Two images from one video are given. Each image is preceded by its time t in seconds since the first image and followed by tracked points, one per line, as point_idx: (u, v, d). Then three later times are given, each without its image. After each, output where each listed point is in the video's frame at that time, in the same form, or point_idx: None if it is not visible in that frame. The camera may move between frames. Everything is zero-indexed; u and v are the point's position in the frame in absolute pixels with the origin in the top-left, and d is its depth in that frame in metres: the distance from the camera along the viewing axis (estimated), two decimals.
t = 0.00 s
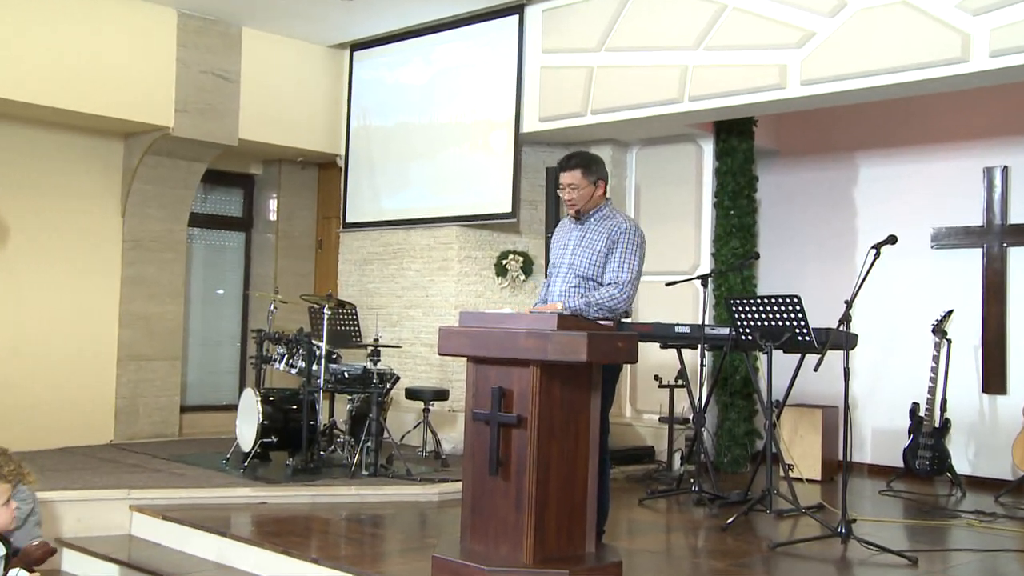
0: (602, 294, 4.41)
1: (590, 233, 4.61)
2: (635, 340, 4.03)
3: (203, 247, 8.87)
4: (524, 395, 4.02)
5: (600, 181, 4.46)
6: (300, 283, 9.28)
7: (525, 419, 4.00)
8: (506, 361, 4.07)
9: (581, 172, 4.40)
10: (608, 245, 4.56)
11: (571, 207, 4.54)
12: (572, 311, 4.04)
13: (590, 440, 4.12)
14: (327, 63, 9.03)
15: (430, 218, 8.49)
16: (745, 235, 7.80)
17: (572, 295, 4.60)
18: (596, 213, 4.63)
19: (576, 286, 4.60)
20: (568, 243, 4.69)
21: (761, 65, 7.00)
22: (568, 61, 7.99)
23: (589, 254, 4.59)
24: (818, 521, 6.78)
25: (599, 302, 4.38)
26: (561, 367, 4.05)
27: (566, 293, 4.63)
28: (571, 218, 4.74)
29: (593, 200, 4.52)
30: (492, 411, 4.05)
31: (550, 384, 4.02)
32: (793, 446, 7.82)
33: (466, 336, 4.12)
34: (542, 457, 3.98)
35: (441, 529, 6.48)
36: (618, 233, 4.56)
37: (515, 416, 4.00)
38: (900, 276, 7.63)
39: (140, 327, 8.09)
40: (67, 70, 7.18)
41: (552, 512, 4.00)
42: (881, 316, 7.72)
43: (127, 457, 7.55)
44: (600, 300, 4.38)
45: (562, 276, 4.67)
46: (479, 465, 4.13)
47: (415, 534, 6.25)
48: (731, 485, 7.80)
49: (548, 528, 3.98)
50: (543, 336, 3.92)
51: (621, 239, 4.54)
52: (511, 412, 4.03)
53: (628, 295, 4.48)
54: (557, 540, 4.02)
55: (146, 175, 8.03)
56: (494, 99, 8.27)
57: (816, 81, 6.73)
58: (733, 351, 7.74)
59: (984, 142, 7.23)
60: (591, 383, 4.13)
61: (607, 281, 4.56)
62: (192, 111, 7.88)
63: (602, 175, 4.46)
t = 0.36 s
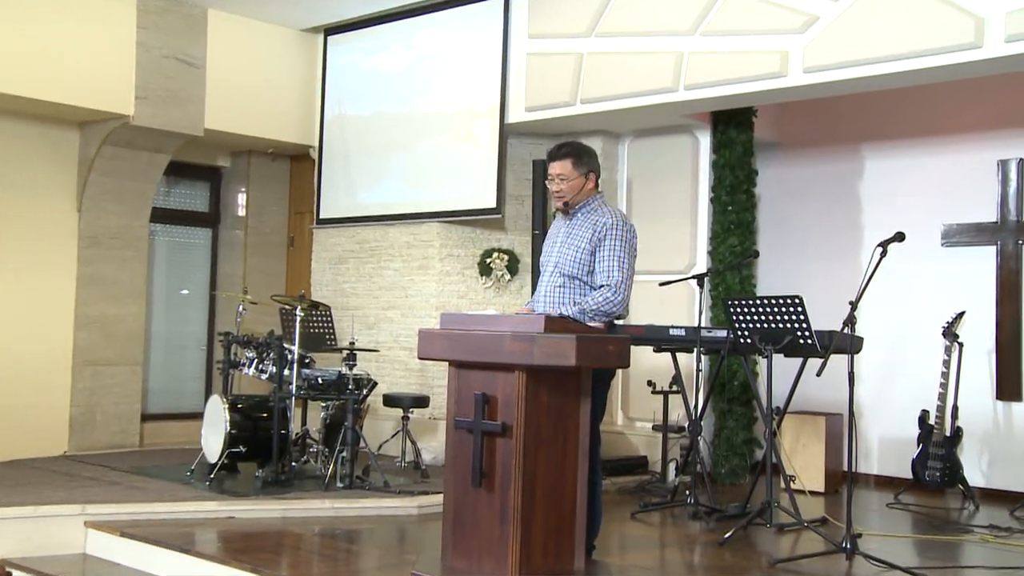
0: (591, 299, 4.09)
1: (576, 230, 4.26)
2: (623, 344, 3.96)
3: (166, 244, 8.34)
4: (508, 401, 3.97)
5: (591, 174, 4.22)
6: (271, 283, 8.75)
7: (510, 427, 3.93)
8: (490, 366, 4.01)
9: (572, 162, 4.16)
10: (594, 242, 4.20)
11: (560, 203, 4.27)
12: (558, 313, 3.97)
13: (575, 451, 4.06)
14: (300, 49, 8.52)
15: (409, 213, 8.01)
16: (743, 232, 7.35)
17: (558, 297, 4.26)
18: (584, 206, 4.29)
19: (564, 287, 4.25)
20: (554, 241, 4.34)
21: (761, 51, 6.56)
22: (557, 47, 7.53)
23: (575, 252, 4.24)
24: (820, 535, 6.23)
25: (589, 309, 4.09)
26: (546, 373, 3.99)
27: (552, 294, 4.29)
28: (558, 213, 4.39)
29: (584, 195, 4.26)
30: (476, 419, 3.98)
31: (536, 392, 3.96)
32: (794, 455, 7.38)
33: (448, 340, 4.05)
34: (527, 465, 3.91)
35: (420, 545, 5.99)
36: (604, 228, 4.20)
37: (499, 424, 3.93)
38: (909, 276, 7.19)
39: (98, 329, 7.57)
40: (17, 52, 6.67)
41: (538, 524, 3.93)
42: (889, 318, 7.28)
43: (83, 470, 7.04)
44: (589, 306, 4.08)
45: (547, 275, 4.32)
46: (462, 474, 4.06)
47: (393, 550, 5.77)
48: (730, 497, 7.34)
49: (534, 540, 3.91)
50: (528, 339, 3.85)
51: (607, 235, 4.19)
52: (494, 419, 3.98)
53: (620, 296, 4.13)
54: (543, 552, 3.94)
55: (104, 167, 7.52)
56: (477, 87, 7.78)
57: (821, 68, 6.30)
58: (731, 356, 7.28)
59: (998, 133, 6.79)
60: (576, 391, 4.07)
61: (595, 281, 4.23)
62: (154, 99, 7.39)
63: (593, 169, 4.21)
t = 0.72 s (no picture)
0: (587, 301, 3.67)
1: (570, 227, 3.85)
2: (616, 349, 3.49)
3: (126, 241, 7.85)
4: (492, 408, 3.46)
5: (585, 167, 3.83)
6: (239, 283, 8.27)
7: (495, 437, 3.43)
8: (473, 372, 3.50)
9: (564, 153, 3.77)
10: (591, 241, 3.80)
11: (551, 200, 3.86)
12: (547, 315, 3.50)
13: (568, 467, 3.56)
14: (273, 37, 8.06)
15: (387, 209, 7.55)
16: (741, 229, 6.92)
17: (548, 299, 3.83)
18: (576, 203, 3.88)
19: (554, 289, 3.82)
20: (544, 238, 3.91)
21: (761, 35, 6.14)
22: (544, 32, 7.08)
23: (569, 250, 3.82)
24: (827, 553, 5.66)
25: (584, 312, 3.66)
26: (535, 379, 3.49)
27: (540, 295, 3.85)
28: (549, 208, 3.97)
29: (577, 190, 3.85)
30: (457, 428, 3.47)
31: (524, 398, 3.46)
32: (796, 466, 6.95)
33: (426, 343, 3.54)
34: (513, 478, 3.41)
35: (398, 562, 5.53)
36: (603, 226, 3.80)
37: (483, 433, 3.43)
38: (917, 276, 6.75)
39: (52, 332, 7.08)
40: None
41: (524, 548, 3.42)
42: (897, 321, 6.85)
43: (33, 483, 6.55)
44: (584, 309, 3.65)
45: (536, 274, 3.89)
46: (441, 491, 3.54)
47: (368, 568, 5.31)
48: (728, 511, 6.90)
49: (519, 566, 3.41)
50: (514, 342, 3.36)
51: (606, 235, 3.78)
52: (478, 428, 3.47)
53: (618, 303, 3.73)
54: None
55: (59, 159, 7.04)
56: (459, 75, 7.33)
57: (823, 56, 5.90)
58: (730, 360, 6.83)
59: (1013, 123, 6.37)
60: (570, 399, 3.58)
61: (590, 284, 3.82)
62: (114, 86, 6.93)
63: (586, 162, 3.83)
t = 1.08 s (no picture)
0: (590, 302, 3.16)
1: (565, 219, 3.35)
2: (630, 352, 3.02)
3: (95, 236, 7.33)
4: (494, 416, 3.01)
5: (577, 155, 3.34)
6: (218, 281, 7.72)
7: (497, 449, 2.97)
8: (472, 377, 3.05)
9: (553, 141, 3.28)
10: (590, 235, 3.30)
11: (542, 195, 3.37)
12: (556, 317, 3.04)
13: (580, 484, 3.09)
14: (256, 17, 7.51)
15: (379, 202, 7.00)
16: (764, 222, 6.37)
17: (544, 301, 3.34)
18: (569, 195, 3.39)
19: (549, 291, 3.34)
20: (535, 233, 3.42)
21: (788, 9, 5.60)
22: (549, 9, 6.53)
23: (565, 246, 3.33)
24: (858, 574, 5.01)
25: (589, 313, 3.14)
26: (543, 385, 3.03)
27: (535, 297, 3.36)
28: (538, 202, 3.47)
29: (570, 181, 3.37)
30: (455, 439, 3.02)
31: (530, 406, 3.00)
32: (823, 480, 6.39)
33: (420, 347, 3.08)
34: (518, 496, 2.95)
35: None
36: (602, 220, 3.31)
37: (484, 443, 2.97)
38: (956, 274, 6.19)
39: (15, 335, 6.54)
40: None
41: None
42: (933, 322, 6.29)
43: None
44: (589, 309, 3.14)
45: (529, 275, 3.40)
46: (438, 509, 3.08)
47: None
48: (751, 529, 6.32)
49: None
50: (517, 345, 2.91)
51: (607, 228, 3.29)
52: (478, 437, 3.01)
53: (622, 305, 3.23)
54: None
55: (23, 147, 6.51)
56: (457, 55, 6.77)
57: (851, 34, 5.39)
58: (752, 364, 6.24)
59: None
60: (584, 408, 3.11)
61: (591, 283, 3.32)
62: (82, 67, 6.41)
63: (579, 148, 3.34)
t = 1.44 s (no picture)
0: (573, 295, 3.00)
1: (532, 212, 3.17)
2: (636, 356, 2.72)
3: (54, 231, 6.80)
4: (494, 428, 2.67)
5: (536, 142, 3.12)
6: (191, 280, 7.19)
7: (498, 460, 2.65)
8: (469, 384, 2.71)
9: (507, 130, 3.06)
10: (561, 227, 3.14)
11: (502, 187, 3.18)
12: (558, 319, 2.73)
13: (583, 502, 2.77)
14: None
15: (367, 193, 6.45)
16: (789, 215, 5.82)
17: (518, 299, 3.16)
18: (531, 186, 3.18)
19: (522, 287, 3.16)
20: (500, 229, 3.23)
21: None
22: None
23: (535, 241, 3.15)
24: None
25: (576, 307, 2.98)
26: (548, 393, 2.71)
27: (508, 297, 3.18)
28: (499, 197, 3.27)
29: (529, 172, 3.15)
30: (452, 451, 2.68)
31: (532, 414, 2.68)
32: (853, 499, 5.82)
33: (411, 351, 2.72)
34: (520, 513, 2.64)
35: None
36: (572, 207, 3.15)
37: (483, 458, 2.64)
38: (1001, 273, 5.63)
39: None
40: None
41: None
42: (975, 326, 5.73)
43: None
44: (575, 303, 2.98)
45: (498, 274, 3.21)
46: (431, 529, 2.73)
47: None
48: (776, 551, 5.71)
49: None
50: (519, 351, 2.59)
51: (577, 217, 3.14)
52: (475, 451, 2.68)
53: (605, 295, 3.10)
54: None
55: None
56: (453, 34, 6.20)
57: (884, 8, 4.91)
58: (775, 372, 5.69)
59: None
60: (587, 417, 2.79)
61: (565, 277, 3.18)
62: (41, 45, 5.84)
63: (537, 136, 3.11)
